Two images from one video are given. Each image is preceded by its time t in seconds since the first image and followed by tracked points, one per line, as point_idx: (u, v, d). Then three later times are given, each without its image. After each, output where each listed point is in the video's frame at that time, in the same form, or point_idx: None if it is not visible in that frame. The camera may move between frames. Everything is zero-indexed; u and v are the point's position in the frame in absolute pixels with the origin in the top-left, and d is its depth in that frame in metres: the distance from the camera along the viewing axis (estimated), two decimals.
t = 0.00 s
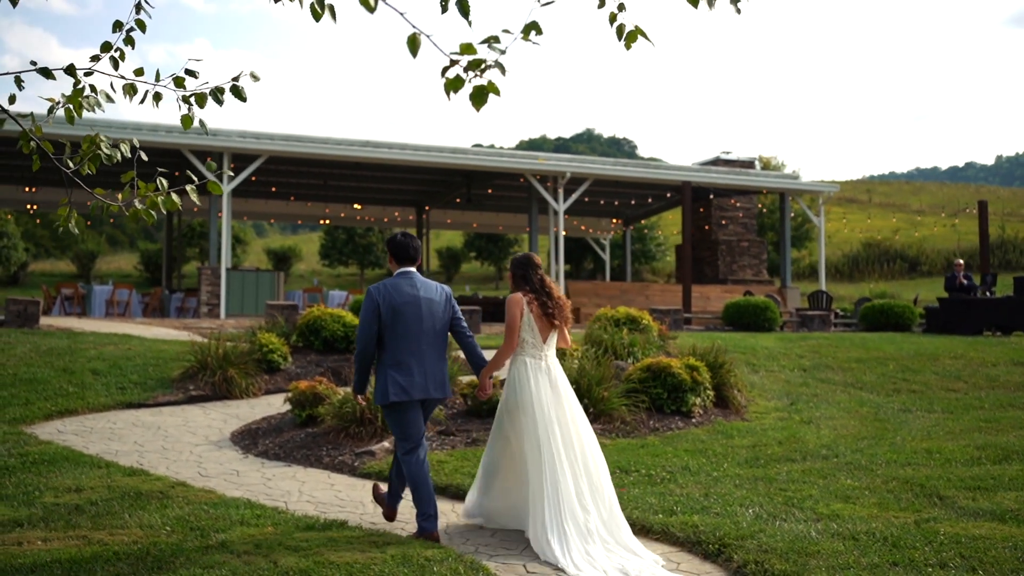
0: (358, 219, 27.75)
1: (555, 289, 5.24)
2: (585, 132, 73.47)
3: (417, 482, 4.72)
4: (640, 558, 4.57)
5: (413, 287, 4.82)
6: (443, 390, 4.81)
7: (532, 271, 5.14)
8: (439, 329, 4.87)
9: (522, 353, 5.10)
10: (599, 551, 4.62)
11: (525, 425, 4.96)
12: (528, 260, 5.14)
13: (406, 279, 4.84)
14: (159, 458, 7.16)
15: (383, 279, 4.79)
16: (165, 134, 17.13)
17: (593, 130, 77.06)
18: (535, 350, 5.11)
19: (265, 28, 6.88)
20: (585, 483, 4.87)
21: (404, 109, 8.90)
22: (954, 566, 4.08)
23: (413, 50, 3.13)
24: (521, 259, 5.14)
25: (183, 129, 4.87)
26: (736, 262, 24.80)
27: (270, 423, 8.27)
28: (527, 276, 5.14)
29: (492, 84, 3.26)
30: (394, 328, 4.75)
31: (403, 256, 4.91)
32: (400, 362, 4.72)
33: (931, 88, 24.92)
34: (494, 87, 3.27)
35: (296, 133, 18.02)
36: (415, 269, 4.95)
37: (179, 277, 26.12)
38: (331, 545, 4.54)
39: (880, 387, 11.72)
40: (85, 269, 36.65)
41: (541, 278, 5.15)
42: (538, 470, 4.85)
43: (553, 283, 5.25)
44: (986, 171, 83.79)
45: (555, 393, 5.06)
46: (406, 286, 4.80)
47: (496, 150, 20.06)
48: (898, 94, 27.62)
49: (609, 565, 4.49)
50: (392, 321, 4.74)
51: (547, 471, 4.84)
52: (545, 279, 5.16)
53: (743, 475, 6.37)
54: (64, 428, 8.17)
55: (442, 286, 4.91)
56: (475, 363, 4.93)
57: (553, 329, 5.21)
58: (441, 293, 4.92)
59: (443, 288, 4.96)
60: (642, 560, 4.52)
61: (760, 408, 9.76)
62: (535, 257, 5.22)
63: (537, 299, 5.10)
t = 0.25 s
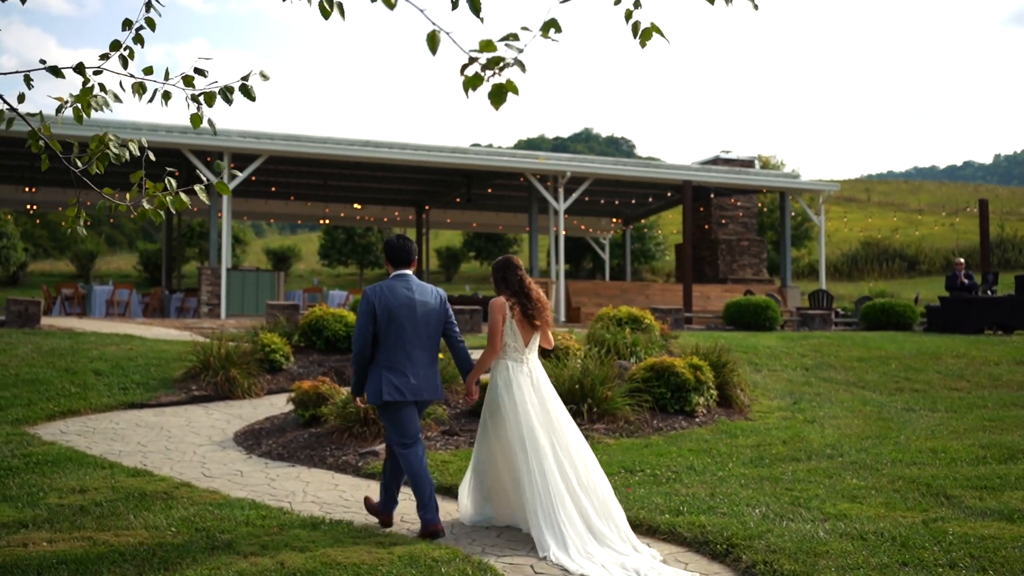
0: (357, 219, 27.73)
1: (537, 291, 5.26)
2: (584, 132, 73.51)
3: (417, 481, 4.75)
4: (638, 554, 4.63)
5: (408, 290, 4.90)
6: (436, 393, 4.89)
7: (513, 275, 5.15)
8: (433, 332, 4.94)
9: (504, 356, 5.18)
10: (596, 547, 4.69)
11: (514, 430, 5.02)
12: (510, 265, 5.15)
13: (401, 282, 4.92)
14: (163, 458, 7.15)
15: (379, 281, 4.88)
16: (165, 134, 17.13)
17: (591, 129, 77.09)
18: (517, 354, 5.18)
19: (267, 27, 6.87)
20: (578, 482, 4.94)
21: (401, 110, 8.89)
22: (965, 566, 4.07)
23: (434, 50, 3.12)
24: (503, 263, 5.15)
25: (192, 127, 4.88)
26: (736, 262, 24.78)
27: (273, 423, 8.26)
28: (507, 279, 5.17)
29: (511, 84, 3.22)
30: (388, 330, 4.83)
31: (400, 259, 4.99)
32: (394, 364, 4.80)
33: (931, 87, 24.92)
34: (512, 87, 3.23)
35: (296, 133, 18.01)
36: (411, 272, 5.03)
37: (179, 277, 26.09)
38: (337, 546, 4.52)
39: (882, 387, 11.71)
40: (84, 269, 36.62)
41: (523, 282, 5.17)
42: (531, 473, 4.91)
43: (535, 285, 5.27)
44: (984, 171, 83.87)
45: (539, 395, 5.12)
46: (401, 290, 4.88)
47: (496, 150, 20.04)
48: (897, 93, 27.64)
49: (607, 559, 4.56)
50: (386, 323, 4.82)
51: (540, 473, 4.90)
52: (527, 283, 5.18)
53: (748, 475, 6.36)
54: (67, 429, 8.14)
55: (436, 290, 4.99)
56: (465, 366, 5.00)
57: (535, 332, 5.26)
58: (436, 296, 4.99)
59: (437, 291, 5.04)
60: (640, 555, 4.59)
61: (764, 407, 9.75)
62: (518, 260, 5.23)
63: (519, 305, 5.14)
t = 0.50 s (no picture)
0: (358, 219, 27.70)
1: (520, 286, 5.35)
2: (583, 132, 73.53)
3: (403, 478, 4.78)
4: (628, 546, 4.73)
5: (404, 291, 4.95)
6: (427, 393, 4.95)
7: (493, 272, 5.26)
8: (427, 333, 5.00)
9: (491, 353, 5.26)
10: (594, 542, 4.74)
11: (505, 433, 5.09)
12: (490, 262, 5.25)
13: (398, 284, 4.97)
14: (167, 460, 7.13)
15: (376, 281, 4.93)
16: (167, 134, 17.12)
17: (591, 129, 77.09)
18: (504, 349, 5.26)
19: (269, 27, 6.85)
20: (572, 483, 5.00)
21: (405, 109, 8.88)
22: (978, 567, 4.05)
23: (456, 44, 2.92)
24: (483, 262, 5.25)
25: (203, 127, 4.86)
26: (737, 262, 24.75)
27: (277, 424, 8.23)
28: (487, 277, 5.28)
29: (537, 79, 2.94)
30: (383, 330, 4.88)
31: (396, 260, 5.04)
32: (387, 364, 4.85)
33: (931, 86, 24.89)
34: (539, 84, 2.97)
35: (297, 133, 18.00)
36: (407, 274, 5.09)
37: (179, 278, 26.06)
38: (346, 548, 4.50)
39: (886, 386, 11.69)
40: (85, 271, 36.60)
41: (504, 278, 5.26)
42: (520, 469, 4.98)
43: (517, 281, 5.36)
44: (983, 171, 83.94)
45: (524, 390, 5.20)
46: (397, 291, 4.93)
47: (497, 151, 20.01)
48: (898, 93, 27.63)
49: (600, 551, 4.63)
50: (381, 323, 4.87)
51: (533, 476, 4.97)
52: (509, 279, 5.27)
53: (755, 475, 6.33)
54: (71, 431, 8.12)
55: (432, 292, 5.04)
56: (454, 366, 5.07)
57: (521, 326, 5.34)
58: (432, 299, 5.04)
59: (433, 293, 5.10)
60: (631, 549, 4.68)
61: (768, 408, 9.73)
62: (498, 257, 5.32)
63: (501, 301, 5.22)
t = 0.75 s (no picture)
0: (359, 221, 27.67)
1: (508, 282, 5.38)
2: (583, 134, 73.52)
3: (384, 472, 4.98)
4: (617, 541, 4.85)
5: (401, 290, 5.07)
6: (422, 389, 5.07)
7: (482, 269, 5.28)
8: (423, 330, 5.12)
9: (482, 349, 5.32)
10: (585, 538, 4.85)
11: (498, 427, 5.15)
12: (477, 260, 5.28)
13: (395, 282, 5.08)
14: (172, 462, 7.11)
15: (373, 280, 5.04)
16: (169, 136, 17.12)
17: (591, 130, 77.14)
18: (495, 345, 5.31)
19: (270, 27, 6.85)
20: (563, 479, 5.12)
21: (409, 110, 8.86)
22: (991, 568, 4.03)
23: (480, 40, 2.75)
24: (471, 260, 5.29)
25: (214, 126, 4.84)
26: (740, 262, 24.71)
27: (282, 426, 8.22)
28: (476, 275, 5.31)
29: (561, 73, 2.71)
30: (380, 327, 4.99)
31: (390, 259, 5.18)
32: (384, 361, 4.97)
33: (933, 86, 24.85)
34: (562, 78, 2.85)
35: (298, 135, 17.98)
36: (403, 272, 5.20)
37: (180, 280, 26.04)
38: (354, 550, 4.48)
39: (891, 387, 11.66)
40: (86, 273, 36.59)
41: (492, 275, 5.30)
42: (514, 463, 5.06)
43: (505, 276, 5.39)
44: (983, 171, 83.94)
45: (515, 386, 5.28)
46: (394, 289, 5.05)
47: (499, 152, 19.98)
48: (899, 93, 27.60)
49: (592, 546, 4.75)
50: (378, 321, 4.98)
51: (527, 472, 5.05)
52: (496, 276, 5.31)
53: (763, 477, 6.30)
54: (75, 434, 8.11)
55: (428, 289, 5.16)
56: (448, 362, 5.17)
57: (511, 321, 5.39)
58: (427, 296, 5.16)
59: (428, 290, 5.21)
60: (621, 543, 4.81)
61: (773, 408, 9.70)
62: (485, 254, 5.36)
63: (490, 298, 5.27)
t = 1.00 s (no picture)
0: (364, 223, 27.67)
1: (501, 291, 5.45)
2: (586, 136, 73.59)
3: (365, 470, 5.06)
4: (614, 540, 4.91)
5: (400, 290, 5.10)
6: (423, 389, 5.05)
7: (476, 277, 5.35)
8: (422, 331, 5.13)
9: (474, 354, 5.36)
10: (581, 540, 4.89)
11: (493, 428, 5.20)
12: (472, 267, 5.35)
13: (394, 283, 5.12)
14: (180, 465, 7.09)
15: (372, 281, 5.08)
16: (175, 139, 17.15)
17: (594, 132, 77.24)
18: (487, 351, 5.36)
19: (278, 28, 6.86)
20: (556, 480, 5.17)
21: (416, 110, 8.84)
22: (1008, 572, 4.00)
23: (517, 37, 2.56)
24: (466, 268, 5.36)
25: (229, 131, 4.80)
26: (744, 263, 24.67)
27: (289, 429, 8.20)
28: (470, 283, 5.37)
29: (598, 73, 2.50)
30: (379, 327, 5.01)
31: (389, 260, 5.21)
32: (384, 360, 4.98)
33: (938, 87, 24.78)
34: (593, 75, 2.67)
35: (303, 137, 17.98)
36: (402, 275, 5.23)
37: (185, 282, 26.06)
38: (366, 553, 4.45)
39: (900, 388, 11.61)
40: (91, 275, 36.64)
41: (486, 283, 5.37)
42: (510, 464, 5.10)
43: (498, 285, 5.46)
44: (987, 171, 83.82)
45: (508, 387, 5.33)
46: (393, 290, 5.09)
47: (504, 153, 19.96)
48: (903, 94, 27.54)
49: (588, 546, 4.80)
50: (378, 320, 5.00)
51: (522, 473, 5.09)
52: (490, 284, 5.38)
53: (774, 478, 6.26)
54: (83, 436, 8.09)
55: (426, 291, 5.19)
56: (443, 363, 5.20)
57: (504, 329, 5.45)
58: (427, 297, 5.18)
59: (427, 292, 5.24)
60: (617, 541, 4.88)
61: (782, 409, 9.66)
62: (480, 262, 5.43)
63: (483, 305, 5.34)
